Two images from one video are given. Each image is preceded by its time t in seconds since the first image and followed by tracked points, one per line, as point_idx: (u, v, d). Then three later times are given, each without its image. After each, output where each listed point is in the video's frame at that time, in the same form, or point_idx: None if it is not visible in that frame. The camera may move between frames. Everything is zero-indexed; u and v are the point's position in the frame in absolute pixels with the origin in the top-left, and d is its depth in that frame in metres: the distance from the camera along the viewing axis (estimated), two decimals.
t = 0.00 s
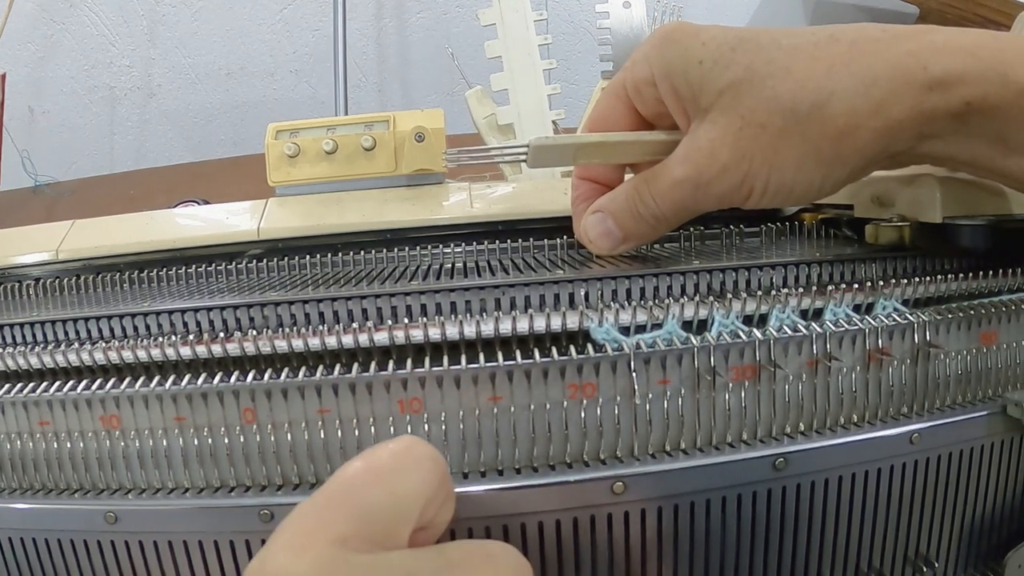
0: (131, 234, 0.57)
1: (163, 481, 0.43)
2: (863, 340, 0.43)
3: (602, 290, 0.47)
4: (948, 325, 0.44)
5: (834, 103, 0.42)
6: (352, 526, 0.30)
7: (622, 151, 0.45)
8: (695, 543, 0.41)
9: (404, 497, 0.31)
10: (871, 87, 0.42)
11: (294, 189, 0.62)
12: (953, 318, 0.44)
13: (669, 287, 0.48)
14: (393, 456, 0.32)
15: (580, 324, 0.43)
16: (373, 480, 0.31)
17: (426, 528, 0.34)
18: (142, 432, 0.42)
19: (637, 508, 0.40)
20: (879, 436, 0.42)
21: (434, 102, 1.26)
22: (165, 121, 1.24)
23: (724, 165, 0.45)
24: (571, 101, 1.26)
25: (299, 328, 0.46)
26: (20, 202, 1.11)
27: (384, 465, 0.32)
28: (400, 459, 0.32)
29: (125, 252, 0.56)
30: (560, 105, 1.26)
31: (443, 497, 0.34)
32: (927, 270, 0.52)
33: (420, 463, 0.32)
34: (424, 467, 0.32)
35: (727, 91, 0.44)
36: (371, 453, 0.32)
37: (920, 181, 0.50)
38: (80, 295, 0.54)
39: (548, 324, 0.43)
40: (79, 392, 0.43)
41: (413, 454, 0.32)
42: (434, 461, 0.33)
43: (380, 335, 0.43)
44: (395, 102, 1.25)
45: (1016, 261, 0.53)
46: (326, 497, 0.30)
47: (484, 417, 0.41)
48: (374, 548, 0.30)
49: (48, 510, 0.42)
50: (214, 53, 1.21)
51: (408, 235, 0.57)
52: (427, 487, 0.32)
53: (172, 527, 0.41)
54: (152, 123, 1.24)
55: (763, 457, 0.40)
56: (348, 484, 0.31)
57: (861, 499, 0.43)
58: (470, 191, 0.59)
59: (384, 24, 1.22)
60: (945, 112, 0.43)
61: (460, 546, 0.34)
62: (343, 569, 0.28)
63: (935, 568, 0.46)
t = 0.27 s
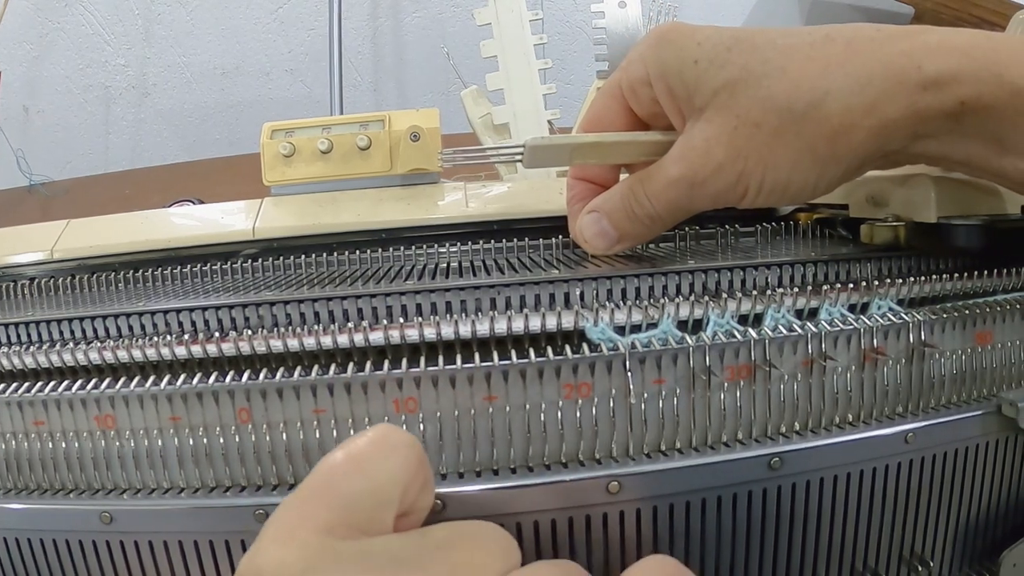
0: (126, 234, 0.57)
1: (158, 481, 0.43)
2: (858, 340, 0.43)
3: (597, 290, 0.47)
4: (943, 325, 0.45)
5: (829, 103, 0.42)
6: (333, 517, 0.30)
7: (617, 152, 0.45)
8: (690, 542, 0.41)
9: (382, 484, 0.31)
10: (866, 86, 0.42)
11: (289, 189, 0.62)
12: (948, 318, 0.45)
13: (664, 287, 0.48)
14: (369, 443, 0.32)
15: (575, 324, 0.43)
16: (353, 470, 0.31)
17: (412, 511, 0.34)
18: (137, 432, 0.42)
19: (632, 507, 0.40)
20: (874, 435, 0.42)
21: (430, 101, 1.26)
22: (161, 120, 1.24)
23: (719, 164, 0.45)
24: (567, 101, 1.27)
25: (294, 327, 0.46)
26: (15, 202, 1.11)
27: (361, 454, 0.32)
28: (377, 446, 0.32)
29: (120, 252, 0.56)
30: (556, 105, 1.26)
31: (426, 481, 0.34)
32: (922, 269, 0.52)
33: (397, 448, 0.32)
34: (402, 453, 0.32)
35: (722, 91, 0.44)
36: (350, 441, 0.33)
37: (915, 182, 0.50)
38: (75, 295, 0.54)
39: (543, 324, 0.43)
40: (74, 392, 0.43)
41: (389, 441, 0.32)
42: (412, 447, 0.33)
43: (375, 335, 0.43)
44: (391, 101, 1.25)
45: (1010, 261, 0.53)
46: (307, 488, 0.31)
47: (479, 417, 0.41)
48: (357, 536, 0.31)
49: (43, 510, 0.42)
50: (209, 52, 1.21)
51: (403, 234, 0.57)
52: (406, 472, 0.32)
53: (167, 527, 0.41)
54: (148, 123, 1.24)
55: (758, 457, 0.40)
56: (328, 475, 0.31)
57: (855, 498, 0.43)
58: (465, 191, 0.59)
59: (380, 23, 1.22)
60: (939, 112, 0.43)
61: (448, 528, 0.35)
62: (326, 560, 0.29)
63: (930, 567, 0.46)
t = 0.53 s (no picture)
0: (122, 234, 0.57)
1: (155, 481, 0.42)
2: (855, 340, 0.43)
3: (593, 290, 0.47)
4: (939, 325, 0.45)
5: (825, 103, 0.42)
6: (331, 574, 0.31)
7: (614, 151, 0.45)
8: (687, 542, 0.41)
9: (382, 538, 0.32)
10: (862, 86, 0.42)
11: (286, 188, 0.62)
12: (944, 318, 0.45)
13: (660, 287, 0.48)
14: (367, 496, 0.33)
15: (572, 323, 0.43)
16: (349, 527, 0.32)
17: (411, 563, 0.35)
18: (133, 432, 0.42)
19: (628, 507, 0.40)
20: (870, 434, 0.42)
21: (427, 101, 1.26)
22: (158, 119, 1.23)
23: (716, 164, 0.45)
24: (564, 101, 1.27)
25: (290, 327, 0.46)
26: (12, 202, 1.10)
27: (358, 508, 0.33)
28: (373, 500, 0.33)
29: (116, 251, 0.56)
30: (552, 105, 1.26)
31: (424, 533, 0.35)
32: (918, 269, 0.52)
33: (395, 501, 0.33)
34: (400, 506, 0.33)
35: (719, 91, 0.44)
36: (347, 494, 0.34)
37: (911, 182, 0.50)
38: (71, 294, 0.54)
39: (540, 323, 0.43)
40: (70, 391, 0.42)
41: (386, 494, 0.33)
42: (409, 499, 0.34)
43: (371, 335, 0.43)
44: (387, 101, 1.25)
45: (1006, 261, 0.53)
46: (304, 543, 0.31)
47: (475, 417, 0.41)
48: None
49: (39, 510, 0.42)
50: (206, 52, 1.21)
51: (400, 234, 0.57)
52: (404, 525, 0.33)
53: (163, 527, 0.41)
54: (145, 122, 1.23)
55: (754, 456, 0.40)
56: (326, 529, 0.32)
57: (851, 498, 0.43)
58: (462, 191, 0.58)
59: (377, 22, 1.22)
60: (935, 112, 0.43)
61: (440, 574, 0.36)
62: None
63: (926, 567, 0.46)
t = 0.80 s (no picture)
0: (122, 234, 0.57)
1: (154, 481, 0.42)
2: (854, 340, 0.43)
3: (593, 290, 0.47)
4: (938, 325, 0.45)
5: (825, 103, 0.42)
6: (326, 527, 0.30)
7: (614, 150, 0.45)
8: (687, 542, 0.41)
9: (379, 496, 0.31)
10: (862, 86, 0.42)
11: (285, 188, 0.62)
12: (944, 318, 0.45)
13: (660, 287, 0.48)
14: (367, 460, 0.32)
15: (571, 323, 0.43)
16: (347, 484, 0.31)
17: (409, 530, 0.34)
18: (132, 432, 0.42)
19: (628, 507, 0.40)
20: (869, 434, 0.42)
21: (426, 101, 1.26)
22: (157, 120, 1.23)
23: (715, 163, 0.45)
24: (563, 101, 1.27)
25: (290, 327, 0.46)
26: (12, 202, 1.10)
27: (359, 467, 0.32)
28: (373, 458, 0.32)
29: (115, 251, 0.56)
30: (552, 105, 1.26)
31: (423, 497, 0.34)
32: (917, 269, 0.52)
33: (396, 464, 0.32)
34: (401, 469, 0.32)
35: (718, 91, 0.44)
36: (346, 455, 0.32)
37: (911, 182, 0.50)
38: (71, 294, 0.54)
39: (539, 323, 0.43)
40: (70, 392, 0.42)
41: (386, 456, 0.32)
42: (409, 461, 0.33)
43: (371, 335, 0.43)
44: (387, 101, 1.25)
45: (1006, 261, 0.53)
46: (299, 499, 0.31)
47: (475, 417, 0.41)
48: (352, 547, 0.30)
49: (38, 510, 0.42)
50: (206, 52, 1.21)
51: (399, 234, 0.57)
52: (403, 484, 0.32)
53: (163, 527, 0.41)
54: (144, 122, 1.23)
55: (754, 456, 0.40)
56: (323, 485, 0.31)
57: (851, 498, 0.43)
58: (461, 191, 0.58)
59: (376, 22, 1.22)
60: (935, 112, 0.43)
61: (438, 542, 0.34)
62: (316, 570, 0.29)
63: (925, 567, 0.46)
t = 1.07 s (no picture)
0: (125, 234, 0.57)
1: (157, 481, 0.42)
2: (857, 340, 0.43)
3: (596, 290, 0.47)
4: (942, 325, 0.45)
5: (828, 102, 0.42)
6: (352, 510, 0.30)
7: (617, 149, 0.45)
8: (690, 543, 0.41)
9: (403, 479, 0.31)
10: (864, 86, 0.42)
11: (289, 189, 0.62)
12: (947, 318, 0.45)
13: (663, 287, 0.48)
14: (386, 442, 0.32)
15: (574, 324, 0.43)
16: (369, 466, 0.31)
17: (430, 511, 0.34)
18: (136, 432, 0.42)
19: (631, 507, 0.40)
20: (873, 435, 0.42)
21: (429, 101, 1.26)
22: (160, 120, 1.23)
23: (718, 163, 0.45)
24: (566, 101, 1.26)
25: (293, 327, 0.46)
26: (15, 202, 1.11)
27: (384, 450, 0.31)
28: (397, 442, 0.32)
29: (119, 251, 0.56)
30: (555, 105, 1.26)
31: (443, 480, 0.34)
32: (921, 270, 0.52)
33: (416, 444, 0.32)
34: (421, 450, 0.32)
35: (720, 90, 0.44)
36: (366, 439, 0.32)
37: (915, 181, 0.50)
38: (74, 294, 0.54)
39: (542, 324, 0.43)
40: (73, 392, 0.43)
41: (406, 437, 0.32)
42: (429, 443, 0.33)
43: (374, 335, 0.43)
44: (390, 101, 1.25)
45: (1009, 261, 0.53)
46: (321, 485, 0.30)
47: (478, 417, 0.41)
48: (375, 531, 0.30)
49: (42, 510, 0.42)
50: (208, 52, 1.21)
51: (402, 234, 0.57)
52: (424, 467, 0.32)
53: (166, 527, 0.41)
54: (147, 123, 1.24)
55: (757, 456, 0.40)
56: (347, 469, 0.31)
57: (854, 498, 0.43)
58: (464, 191, 0.59)
59: (379, 22, 1.22)
60: (938, 112, 0.43)
61: (456, 523, 0.34)
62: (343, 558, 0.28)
63: (929, 567, 0.46)
